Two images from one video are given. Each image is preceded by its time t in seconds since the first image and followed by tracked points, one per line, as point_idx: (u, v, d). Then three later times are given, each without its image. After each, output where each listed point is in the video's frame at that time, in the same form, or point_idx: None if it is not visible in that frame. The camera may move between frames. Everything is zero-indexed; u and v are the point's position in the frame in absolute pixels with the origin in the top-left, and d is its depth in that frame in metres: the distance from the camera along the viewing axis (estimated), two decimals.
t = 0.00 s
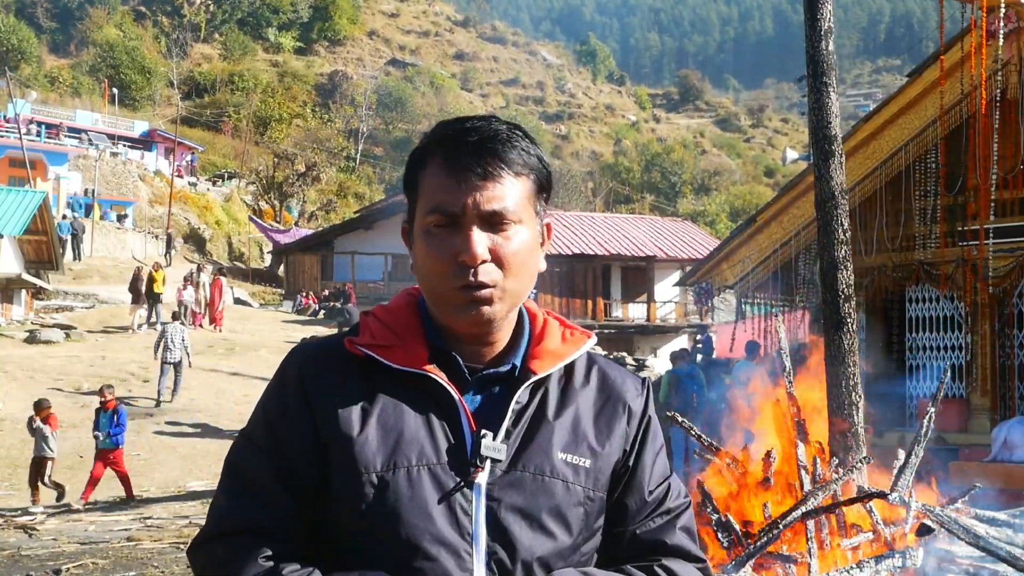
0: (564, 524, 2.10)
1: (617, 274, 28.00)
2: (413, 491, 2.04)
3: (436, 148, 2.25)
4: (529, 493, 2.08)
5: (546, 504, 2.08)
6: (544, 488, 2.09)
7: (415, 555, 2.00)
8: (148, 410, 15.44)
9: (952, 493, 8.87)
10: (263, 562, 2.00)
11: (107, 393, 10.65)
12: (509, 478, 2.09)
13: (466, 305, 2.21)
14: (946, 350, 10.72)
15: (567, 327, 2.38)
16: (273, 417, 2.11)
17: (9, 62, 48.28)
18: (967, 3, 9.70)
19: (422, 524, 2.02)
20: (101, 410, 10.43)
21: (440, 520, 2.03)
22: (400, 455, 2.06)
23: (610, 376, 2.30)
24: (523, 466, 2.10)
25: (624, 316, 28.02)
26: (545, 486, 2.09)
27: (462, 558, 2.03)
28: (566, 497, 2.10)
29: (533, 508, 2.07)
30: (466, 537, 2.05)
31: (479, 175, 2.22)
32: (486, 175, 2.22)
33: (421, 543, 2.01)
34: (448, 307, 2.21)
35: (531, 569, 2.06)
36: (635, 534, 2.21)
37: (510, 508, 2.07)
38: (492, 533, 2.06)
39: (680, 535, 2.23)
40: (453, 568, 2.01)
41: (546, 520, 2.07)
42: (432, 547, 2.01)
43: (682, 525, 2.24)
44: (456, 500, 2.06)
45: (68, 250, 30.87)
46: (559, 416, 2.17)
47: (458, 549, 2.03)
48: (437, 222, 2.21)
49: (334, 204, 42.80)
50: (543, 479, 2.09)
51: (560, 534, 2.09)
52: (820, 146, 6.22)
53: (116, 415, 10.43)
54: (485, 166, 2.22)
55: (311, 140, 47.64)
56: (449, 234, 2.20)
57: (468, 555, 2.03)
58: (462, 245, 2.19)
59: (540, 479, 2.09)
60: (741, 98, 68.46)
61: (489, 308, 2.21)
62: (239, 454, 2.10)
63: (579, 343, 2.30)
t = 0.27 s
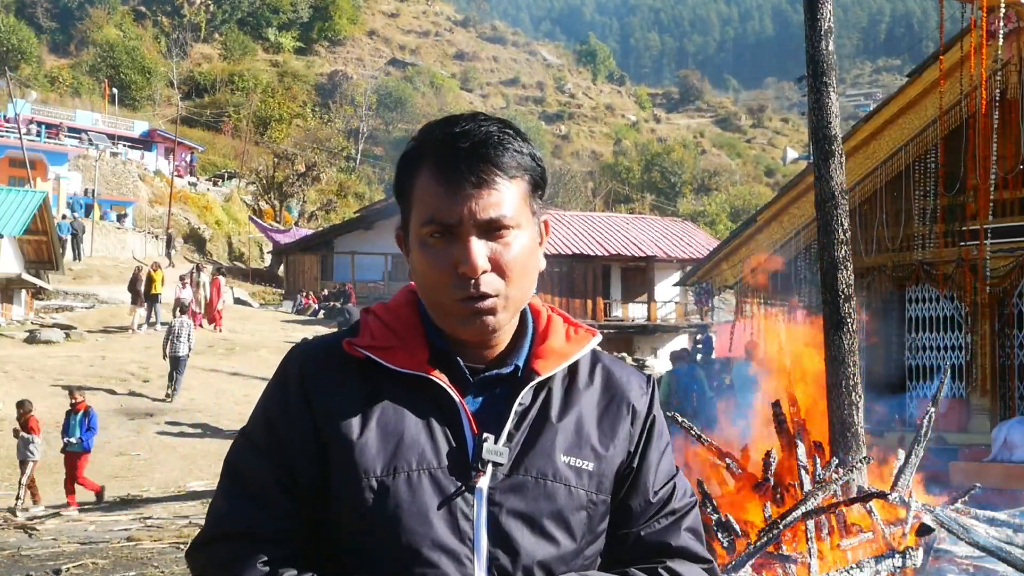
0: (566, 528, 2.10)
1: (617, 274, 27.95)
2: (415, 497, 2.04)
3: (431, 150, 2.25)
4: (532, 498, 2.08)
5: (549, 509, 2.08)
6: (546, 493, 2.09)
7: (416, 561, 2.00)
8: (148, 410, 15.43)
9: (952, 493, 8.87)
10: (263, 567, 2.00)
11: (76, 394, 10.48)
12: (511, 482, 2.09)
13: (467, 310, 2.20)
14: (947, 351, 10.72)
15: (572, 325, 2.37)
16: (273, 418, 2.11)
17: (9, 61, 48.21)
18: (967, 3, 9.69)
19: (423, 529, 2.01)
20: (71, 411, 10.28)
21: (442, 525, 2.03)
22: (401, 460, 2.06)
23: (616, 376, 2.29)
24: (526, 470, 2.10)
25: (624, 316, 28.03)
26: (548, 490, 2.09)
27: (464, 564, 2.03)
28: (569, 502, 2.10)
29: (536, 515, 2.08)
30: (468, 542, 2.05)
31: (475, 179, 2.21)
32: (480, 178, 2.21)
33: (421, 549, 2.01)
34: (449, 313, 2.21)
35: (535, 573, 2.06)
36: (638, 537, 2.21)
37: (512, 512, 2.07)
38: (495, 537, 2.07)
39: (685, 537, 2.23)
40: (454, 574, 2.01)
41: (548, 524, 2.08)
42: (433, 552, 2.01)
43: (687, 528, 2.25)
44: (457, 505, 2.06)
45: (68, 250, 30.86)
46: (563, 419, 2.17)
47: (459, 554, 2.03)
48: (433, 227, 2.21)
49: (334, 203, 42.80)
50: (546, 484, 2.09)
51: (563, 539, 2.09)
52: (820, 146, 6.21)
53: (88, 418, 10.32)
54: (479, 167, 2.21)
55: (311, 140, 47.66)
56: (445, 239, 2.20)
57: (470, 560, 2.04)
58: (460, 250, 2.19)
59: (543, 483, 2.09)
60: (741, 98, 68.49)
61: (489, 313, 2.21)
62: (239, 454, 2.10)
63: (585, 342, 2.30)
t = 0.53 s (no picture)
0: (568, 534, 2.09)
1: (618, 274, 27.92)
2: (414, 503, 2.03)
3: (428, 154, 2.24)
4: (533, 505, 2.08)
5: (549, 514, 2.08)
6: (548, 499, 2.08)
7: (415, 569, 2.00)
8: (148, 410, 15.43)
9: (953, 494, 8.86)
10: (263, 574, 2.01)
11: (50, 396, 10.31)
12: (513, 489, 2.09)
13: (462, 316, 2.20)
14: (947, 352, 10.70)
15: (575, 327, 2.37)
16: (272, 426, 2.11)
17: (9, 61, 48.11)
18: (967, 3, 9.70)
19: (423, 536, 2.02)
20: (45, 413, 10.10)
21: (443, 533, 2.03)
22: (400, 467, 2.05)
23: (618, 377, 2.28)
24: (527, 476, 2.10)
25: (624, 316, 28.05)
26: (549, 496, 2.09)
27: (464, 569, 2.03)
28: (570, 508, 2.10)
29: (534, 520, 2.08)
30: (468, 551, 2.05)
31: (471, 182, 2.20)
32: (475, 182, 2.21)
33: (422, 557, 2.01)
34: (444, 317, 2.21)
35: None
36: (643, 541, 2.22)
37: (513, 518, 2.07)
38: (496, 543, 2.06)
39: (690, 542, 2.24)
40: None
41: (550, 532, 2.08)
42: (432, 560, 2.01)
43: (691, 532, 2.25)
44: (458, 512, 2.06)
45: (68, 250, 30.85)
46: (565, 423, 2.17)
47: (460, 562, 2.03)
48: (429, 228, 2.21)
49: (334, 203, 42.92)
50: (549, 489, 2.09)
51: (563, 547, 2.08)
52: (820, 146, 6.22)
53: (62, 421, 10.14)
54: (475, 168, 2.21)
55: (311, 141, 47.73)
56: (443, 247, 2.20)
57: (471, 568, 2.04)
58: (456, 255, 2.18)
59: (544, 491, 2.09)
60: (741, 98, 68.52)
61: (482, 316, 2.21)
62: (239, 462, 2.11)
63: (586, 344, 2.29)
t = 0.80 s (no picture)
0: (573, 529, 2.09)
1: (618, 274, 27.94)
2: (419, 497, 2.03)
3: (429, 145, 2.25)
4: (538, 499, 2.08)
5: (555, 508, 2.08)
6: (554, 493, 2.08)
7: (420, 565, 2.00)
8: (148, 410, 15.44)
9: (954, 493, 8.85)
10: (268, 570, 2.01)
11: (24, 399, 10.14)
12: (517, 483, 2.09)
13: (463, 308, 2.21)
14: (947, 351, 10.69)
15: (577, 322, 2.37)
16: (275, 423, 2.11)
17: (9, 62, 48.04)
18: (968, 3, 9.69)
19: (428, 531, 2.01)
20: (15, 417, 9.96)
21: (448, 528, 2.03)
22: (404, 462, 2.05)
23: (621, 371, 2.28)
24: (532, 470, 2.10)
25: (624, 316, 28.06)
26: (555, 490, 2.08)
27: (470, 563, 2.02)
28: (576, 502, 2.09)
29: (540, 514, 2.07)
30: (474, 545, 2.04)
31: (471, 174, 2.20)
32: (476, 173, 2.21)
33: (428, 553, 2.00)
34: (443, 311, 2.22)
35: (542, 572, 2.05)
36: (648, 535, 2.21)
37: (519, 513, 2.07)
38: (500, 537, 2.06)
39: (697, 534, 2.23)
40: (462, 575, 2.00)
41: (557, 525, 2.07)
42: (438, 555, 2.01)
43: (698, 525, 2.25)
44: (463, 507, 2.05)
45: (68, 250, 30.86)
46: (569, 419, 2.17)
47: (466, 557, 2.02)
48: (429, 220, 2.21)
49: (334, 203, 43.00)
50: (553, 483, 2.09)
51: (569, 541, 2.08)
52: (820, 146, 6.21)
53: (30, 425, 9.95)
54: (475, 160, 2.21)
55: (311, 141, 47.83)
56: (445, 239, 2.19)
57: (476, 562, 2.03)
58: (455, 247, 2.18)
59: (549, 485, 2.09)
60: (741, 98, 68.54)
61: (482, 309, 2.21)
62: (240, 463, 2.10)
63: (588, 339, 2.29)
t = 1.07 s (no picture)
0: (580, 524, 2.10)
1: (618, 274, 27.93)
2: (425, 491, 2.04)
3: (434, 143, 2.27)
4: (544, 492, 2.09)
5: (560, 502, 2.09)
6: (559, 487, 2.09)
7: (427, 561, 1.99)
8: (148, 410, 15.44)
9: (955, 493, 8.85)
10: (275, 568, 2.01)
11: None
12: (524, 477, 2.09)
13: (466, 302, 2.22)
14: (948, 350, 10.68)
15: (577, 322, 2.39)
16: (278, 422, 2.11)
17: (9, 62, 47.99)
18: (967, 3, 9.69)
19: (433, 526, 2.02)
20: None
21: (455, 522, 2.03)
22: (411, 455, 2.06)
23: (621, 370, 2.31)
24: (537, 464, 2.11)
25: (624, 316, 28.05)
26: (560, 484, 2.10)
27: (478, 558, 2.03)
28: (582, 495, 2.11)
29: (544, 509, 2.08)
30: (481, 539, 2.04)
31: (475, 172, 2.23)
32: (480, 171, 2.23)
33: (436, 546, 2.00)
34: (445, 306, 2.23)
35: (549, 567, 2.06)
36: (652, 530, 2.22)
37: (526, 506, 2.08)
38: (506, 532, 2.07)
39: (701, 528, 2.24)
40: (468, 569, 2.01)
41: (563, 519, 2.08)
42: (447, 548, 2.01)
43: (701, 520, 2.26)
44: (469, 502, 2.06)
45: (68, 250, 30.85)
46: (573, 413, 2.18)
47: (474, 552, 2.02)
48: (433, 217, 2.22)
49: (334, 204, 43.05)
50: (559, 477, 2.10)
51: (574, 537, 2.09)
52: (820, 146, 6.22)
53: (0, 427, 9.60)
54: (478, 158, 2.23)
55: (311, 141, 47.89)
56: (446, 227, 2.22)
57: (484, 555, 2.03)
58: (458, 242, 2.20)
59: (554, 479, 2.10)
60: (741, 98, 68.51)
61: (485, 305, 2.23)
62: (243, 464, 2.10)
63: (589, 338, 2.31)
